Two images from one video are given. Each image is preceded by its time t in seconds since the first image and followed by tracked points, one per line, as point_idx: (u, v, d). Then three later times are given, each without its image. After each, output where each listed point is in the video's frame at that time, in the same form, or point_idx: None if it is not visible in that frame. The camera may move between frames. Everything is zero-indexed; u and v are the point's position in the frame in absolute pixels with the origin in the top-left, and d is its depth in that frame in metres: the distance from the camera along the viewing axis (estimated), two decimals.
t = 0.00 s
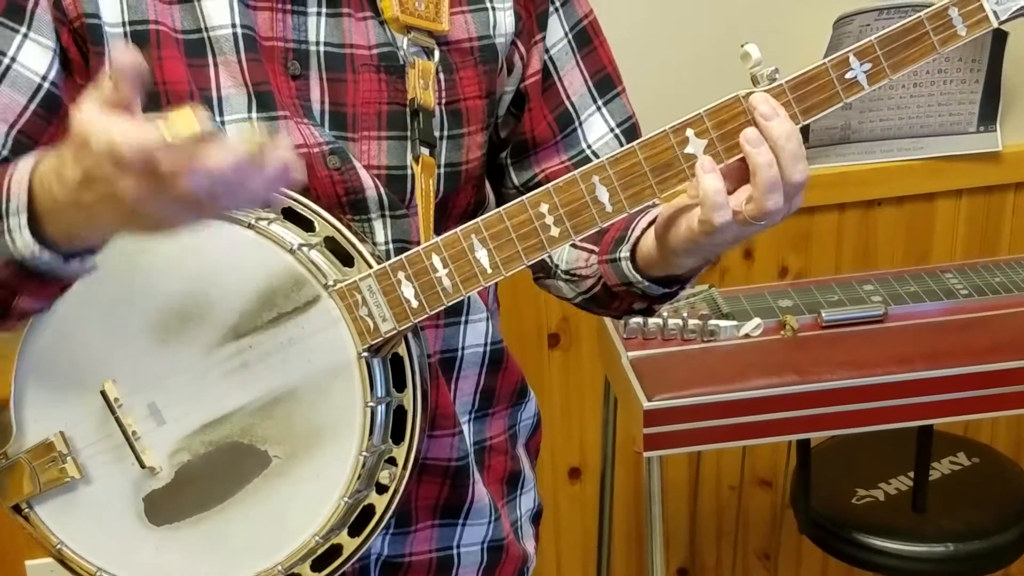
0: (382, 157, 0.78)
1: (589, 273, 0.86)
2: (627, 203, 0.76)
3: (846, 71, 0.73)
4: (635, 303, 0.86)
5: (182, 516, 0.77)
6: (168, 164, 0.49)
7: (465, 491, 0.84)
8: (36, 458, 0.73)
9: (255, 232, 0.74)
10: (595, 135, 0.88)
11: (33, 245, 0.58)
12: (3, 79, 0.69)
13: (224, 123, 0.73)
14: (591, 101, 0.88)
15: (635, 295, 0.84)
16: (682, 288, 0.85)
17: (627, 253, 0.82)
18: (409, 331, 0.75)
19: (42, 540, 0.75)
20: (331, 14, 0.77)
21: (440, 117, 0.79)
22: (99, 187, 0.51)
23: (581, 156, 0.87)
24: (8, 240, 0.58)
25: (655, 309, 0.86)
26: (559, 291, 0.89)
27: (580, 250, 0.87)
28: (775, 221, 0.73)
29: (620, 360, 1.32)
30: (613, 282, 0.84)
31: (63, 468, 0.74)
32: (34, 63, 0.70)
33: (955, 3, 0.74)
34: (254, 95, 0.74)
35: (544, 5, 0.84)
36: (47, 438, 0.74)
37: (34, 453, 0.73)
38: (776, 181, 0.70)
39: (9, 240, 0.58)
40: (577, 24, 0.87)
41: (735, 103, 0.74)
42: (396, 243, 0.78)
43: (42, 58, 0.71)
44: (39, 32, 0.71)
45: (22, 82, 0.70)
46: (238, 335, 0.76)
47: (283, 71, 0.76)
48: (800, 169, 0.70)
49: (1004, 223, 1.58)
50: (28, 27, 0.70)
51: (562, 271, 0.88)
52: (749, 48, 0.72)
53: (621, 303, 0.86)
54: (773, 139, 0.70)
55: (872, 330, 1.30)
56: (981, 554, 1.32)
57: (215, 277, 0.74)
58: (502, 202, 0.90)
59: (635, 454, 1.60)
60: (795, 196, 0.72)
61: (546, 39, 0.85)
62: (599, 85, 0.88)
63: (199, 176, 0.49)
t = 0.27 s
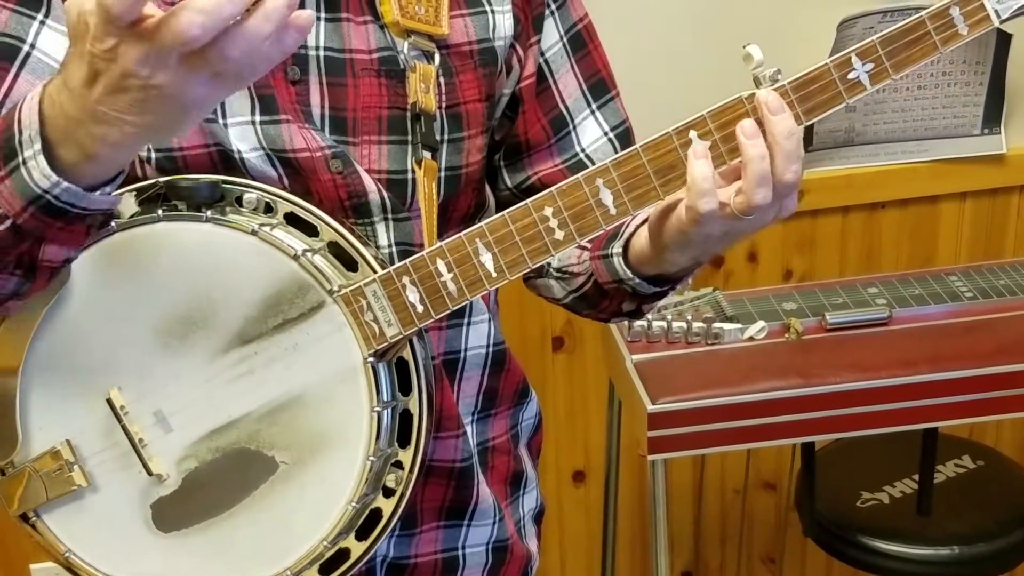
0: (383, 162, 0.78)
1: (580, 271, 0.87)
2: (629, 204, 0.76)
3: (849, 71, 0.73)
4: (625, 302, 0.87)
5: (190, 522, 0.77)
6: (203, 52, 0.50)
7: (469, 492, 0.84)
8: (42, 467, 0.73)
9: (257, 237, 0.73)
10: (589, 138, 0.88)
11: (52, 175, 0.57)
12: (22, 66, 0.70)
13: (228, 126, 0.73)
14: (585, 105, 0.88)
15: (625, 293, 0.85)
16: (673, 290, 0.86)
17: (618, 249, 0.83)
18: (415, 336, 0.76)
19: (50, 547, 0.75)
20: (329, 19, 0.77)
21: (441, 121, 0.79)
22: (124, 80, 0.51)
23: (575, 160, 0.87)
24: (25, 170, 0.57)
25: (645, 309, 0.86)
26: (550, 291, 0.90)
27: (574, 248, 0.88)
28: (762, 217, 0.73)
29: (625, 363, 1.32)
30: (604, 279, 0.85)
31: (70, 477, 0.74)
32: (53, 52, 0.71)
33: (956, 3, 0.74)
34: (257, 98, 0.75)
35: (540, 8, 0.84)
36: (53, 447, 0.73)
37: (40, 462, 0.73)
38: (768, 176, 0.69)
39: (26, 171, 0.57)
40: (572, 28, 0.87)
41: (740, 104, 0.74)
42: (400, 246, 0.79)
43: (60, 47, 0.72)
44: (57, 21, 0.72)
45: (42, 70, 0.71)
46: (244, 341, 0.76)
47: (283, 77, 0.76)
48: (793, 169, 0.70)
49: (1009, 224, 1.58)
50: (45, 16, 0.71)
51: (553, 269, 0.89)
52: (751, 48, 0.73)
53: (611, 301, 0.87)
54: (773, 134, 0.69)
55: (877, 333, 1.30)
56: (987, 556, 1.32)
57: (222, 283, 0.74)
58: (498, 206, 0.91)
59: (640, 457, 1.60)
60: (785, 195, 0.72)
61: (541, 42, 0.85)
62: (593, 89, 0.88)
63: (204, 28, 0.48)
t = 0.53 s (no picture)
0: (390, 165, 0.78)
1: (593, 270, 0.87)
2: (640, 207, 0.77)
3: (859, 71, 0.75)
4: (641, 300, 0.86)
5: (203, 527, 0.77)
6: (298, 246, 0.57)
7: (477, 494, 0.84)
8: (52, 474, 0.74)
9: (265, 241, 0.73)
10: (594, 141, 0.88)
11: (96, 291, 0.62)
12: (5, 81, 0.69)
13: (236, 131, 0.74)
14: (591, 107, 0.88)
15: (641, 290, 0.85)
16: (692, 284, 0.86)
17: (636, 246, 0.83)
18: (425, 339, 0.76)
19: (61, 554, 0.76)
20: (337, 22, 0.77)
21: (448, 123, 0.79)
22: (202, 225, 0.56)
23: (580, 162, 0.87)
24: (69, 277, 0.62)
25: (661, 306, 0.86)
26: (562, 292, 0.89)
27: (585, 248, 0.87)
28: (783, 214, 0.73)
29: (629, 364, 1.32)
30: (620, 277, 0.85)
31: (80, 484, 0.75)
32: (38, 67, 0.70)
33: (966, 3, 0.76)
34: (264, 102, 0.75)
35: (546, 10, 0.85)
36: (64, 454, 0.74)
37: (50, 470, 0.74)
38: (784, 175, 0.70)
39: (69, 278, 0.62)
40: (576, 30, 0.87)
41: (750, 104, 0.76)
42: (408, 249, 0.79)
43: (46, 61, 0.71)
44: (45, 34, 0.71)
45: (27, 85, 0.70)
46: (253, 347, 0.76)
47: (290, 80, 0.76)
48: (809, 166, 0.71)
49: (1013, 226, 1.58)
50: (34, 29, 0.70)
51: (564, 270, 0.88)
52: (760, 50, 0.74)
53: (626, 300, 0.86)
54: (783, 133, 0.70)
55: (882, 335, 1.30)
56: (991, 559, 1.32)
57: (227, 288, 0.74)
58: (504, 209, 0.91)
59: (643, 459, 1.60)
60: (805, 192, 0.73)
61: (546, 45, 0.85)
62: (598, 91, 0.88)
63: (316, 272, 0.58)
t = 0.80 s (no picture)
0: (401, 168, 0.82)
1: (597, 271, 0.91)
2: (649, 211, 0.80)
3: (863, 80, 0.78)
4: (642, 301, 0.91)
5: (221, 522, 0.82)
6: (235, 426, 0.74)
7: (486, 490, 0.88)
8: (72, 469, 0.79)
9: (285, 244, 0.78)
10: (599, 147, 0.92)
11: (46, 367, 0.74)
12: None
13: (250, 135, 0.78)
14: (595, 114, 0.92)
15: (643, 291, 0.90)
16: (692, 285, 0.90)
17: (639, 248, 0.87)
18: (438, 339, 0.80)
19: (80, 545, 0.81)
20: (349, 28, 0.81)
21: (458, 128, 0.83)
22: (168, 371, 0.72)
23: (586, 167, 0.91)
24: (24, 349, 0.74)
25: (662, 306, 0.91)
26: (566, 292, 0.94)
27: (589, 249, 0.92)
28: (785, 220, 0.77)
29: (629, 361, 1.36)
30: (623, 278, 0.90)
31: (100, 479, 0.80)
32: (20, 76, 0.75)
33: (969, 13, 0.78)
34: (280, 108, 0.79)
35: (552, 21, 0.88)
36: (86, 449, 0.80)
37: (71, 465, 0.79)
38: (790, 181, 0.74)
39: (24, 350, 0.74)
40: (582, 39, 0.91)
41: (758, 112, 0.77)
42: (419, 251, 0.84)
43: (30, 72, 0.76)
44: (31, 46, 0.76)
45: (8, 92, 0.75)
46: (272, 345, 0.79)
47: (304, 85, 0.80)
48: (813, 171, 0.74)
49: (1005, 226, 1.62)
50: (19, 40, 0.75)
51: (569, 272, 0.92)
52: (767, 59, 0.76)
53: (628, 300, 0.91)
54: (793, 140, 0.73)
55: (874, 333, 1.34)
56: (980, 550, 1.36)
57: (247, 288, 0.79)
58: (512, 212, 0.95)
59: (643, 453, 1.64)
60: (807, 196, 0.76)
61: (553, 53, 0.89)
62: (602, 98, 0.92)
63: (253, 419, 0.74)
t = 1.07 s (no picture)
0: (394, 163, 0.78)
1: (600, 270, 0.86)
2: (642, 188, 0.74)
3: (857, 48, 0.69)
4: (649, 301, 0.85)
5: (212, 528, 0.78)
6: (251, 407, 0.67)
7: (485, 496, 0.84)
8: (60, 476, 0.76)
9: (272, 238, 0.74)
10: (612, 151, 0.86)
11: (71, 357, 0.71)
12: (6, 88, 0.72)
13: (238, 131, 0.74)
14: (608, 119, 0.87)
15: (648, 287, 0.82)
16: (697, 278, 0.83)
17: (639, 239, 0.81)
18: (431, 330, 0.76)
19: (70, 557, 0.77)
20: (344, 17, 0.77)
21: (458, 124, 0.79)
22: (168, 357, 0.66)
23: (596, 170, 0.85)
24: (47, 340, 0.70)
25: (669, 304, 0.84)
26: (570, 298, 0.89)
27: (592, 249, 0.87)
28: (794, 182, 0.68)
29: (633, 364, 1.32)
30: (625, 274, 0.83)
31: (89, 486, 0.76)
32: (37, 71, 0.73)
33: None
34: (267, 102, 0.74)
35: (561, 19, 0.83)
36: (72, 456, 0.76)
37: (58, 473, 0.76)
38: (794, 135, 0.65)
39: (46, 340, 0.70)
40: (597, 41, 0.86)
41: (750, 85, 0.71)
42: (410, 249, 0.79)
43: (44, 66, 0.73)
44: (42, 40, 0.73)
45: (26, 91, 0.73)
46: (260, 343, 0.75)
47: (297, 75, 0.77)
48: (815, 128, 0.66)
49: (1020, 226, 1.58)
50: (31, 36, 0.73)
51: (573, 274, 0.88)
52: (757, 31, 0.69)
53: (633, 299, 0.85)
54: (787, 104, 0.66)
55: (886, 334, 1.30)
56: (997, 559, 1.31)
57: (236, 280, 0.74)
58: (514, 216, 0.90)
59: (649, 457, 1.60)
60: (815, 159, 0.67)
61: (563, 54, 0.84)
62: (616, 103, 0.87)
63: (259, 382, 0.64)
